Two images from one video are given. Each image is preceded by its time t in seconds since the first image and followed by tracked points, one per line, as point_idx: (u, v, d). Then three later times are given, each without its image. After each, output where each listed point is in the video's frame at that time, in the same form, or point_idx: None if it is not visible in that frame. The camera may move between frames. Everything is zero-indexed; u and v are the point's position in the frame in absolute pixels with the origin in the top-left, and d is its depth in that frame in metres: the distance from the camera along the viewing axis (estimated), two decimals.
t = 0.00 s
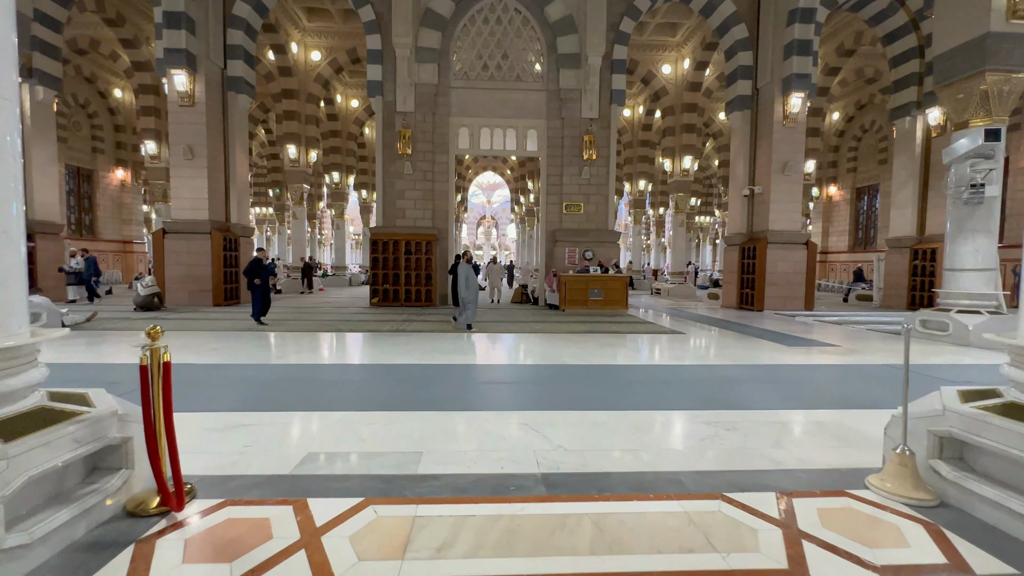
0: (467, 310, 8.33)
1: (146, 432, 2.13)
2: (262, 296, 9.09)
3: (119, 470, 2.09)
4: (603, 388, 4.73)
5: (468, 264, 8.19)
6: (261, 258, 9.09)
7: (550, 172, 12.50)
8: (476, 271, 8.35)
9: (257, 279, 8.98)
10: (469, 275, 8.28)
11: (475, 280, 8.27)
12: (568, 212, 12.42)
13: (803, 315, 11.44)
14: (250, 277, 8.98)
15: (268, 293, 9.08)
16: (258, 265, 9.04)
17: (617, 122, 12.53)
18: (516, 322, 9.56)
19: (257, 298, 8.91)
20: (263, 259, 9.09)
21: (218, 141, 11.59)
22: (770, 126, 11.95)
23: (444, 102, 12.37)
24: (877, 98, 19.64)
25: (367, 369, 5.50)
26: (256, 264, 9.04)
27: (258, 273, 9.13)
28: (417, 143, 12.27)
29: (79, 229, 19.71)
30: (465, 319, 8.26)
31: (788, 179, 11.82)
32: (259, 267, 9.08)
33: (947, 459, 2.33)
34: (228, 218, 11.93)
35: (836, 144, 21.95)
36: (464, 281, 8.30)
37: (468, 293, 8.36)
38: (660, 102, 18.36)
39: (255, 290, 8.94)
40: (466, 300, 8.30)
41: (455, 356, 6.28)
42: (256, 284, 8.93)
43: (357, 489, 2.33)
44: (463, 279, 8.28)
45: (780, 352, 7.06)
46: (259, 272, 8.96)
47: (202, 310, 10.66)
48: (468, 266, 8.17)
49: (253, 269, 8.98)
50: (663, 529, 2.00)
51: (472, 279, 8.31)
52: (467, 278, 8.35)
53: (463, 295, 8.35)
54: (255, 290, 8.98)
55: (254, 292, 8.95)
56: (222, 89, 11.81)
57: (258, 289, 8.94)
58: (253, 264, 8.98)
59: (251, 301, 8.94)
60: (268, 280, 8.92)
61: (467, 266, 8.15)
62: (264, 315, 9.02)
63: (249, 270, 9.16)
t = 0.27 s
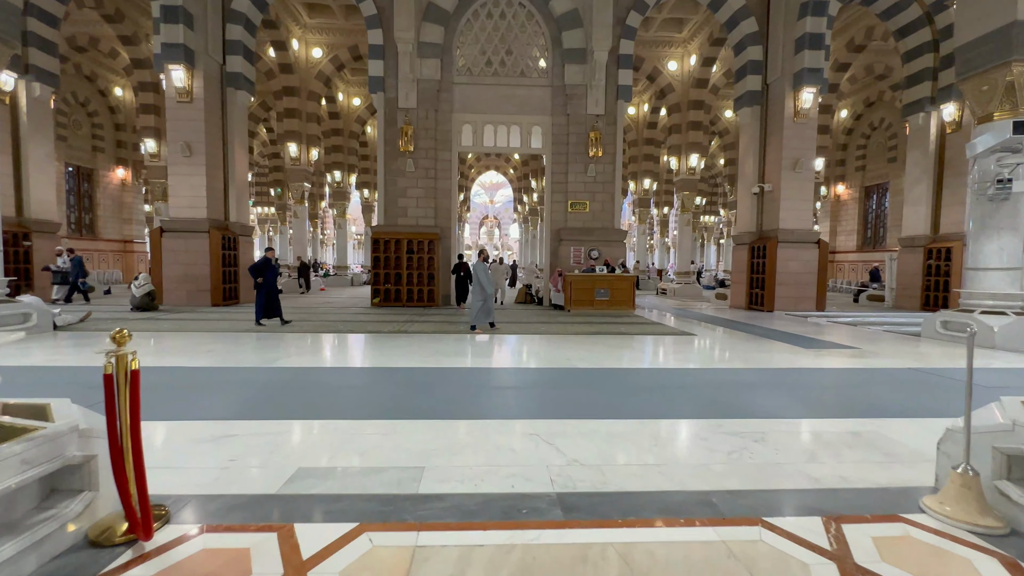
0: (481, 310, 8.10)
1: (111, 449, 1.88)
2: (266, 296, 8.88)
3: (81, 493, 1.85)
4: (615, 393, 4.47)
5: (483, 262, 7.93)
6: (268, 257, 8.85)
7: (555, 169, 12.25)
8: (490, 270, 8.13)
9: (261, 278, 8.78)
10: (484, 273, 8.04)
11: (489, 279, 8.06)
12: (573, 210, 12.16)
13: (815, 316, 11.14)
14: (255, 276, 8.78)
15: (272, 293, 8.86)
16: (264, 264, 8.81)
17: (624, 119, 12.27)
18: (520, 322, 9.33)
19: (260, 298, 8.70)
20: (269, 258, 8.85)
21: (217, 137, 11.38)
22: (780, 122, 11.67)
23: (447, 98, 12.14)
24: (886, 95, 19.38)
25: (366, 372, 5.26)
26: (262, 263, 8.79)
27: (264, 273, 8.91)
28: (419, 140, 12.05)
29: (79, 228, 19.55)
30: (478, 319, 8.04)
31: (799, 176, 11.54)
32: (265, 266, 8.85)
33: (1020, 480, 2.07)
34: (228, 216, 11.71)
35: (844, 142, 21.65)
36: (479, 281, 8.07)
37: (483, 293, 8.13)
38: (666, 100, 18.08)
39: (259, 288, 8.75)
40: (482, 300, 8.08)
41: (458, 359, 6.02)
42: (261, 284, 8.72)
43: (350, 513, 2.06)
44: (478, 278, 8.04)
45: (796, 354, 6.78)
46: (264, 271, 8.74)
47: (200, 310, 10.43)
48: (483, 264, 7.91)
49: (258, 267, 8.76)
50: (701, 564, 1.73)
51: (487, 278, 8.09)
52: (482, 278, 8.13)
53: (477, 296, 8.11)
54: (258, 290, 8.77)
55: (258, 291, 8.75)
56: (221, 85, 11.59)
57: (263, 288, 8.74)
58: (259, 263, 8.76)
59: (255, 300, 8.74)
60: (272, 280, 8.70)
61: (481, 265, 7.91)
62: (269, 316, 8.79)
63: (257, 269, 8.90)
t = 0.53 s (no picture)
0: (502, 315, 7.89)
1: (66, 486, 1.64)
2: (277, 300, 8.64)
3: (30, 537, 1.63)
4: (630, 404, 4.19)
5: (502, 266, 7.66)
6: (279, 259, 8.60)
7: (562, 169, 11.99)
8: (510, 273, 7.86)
9: (272, 281, 8.54)
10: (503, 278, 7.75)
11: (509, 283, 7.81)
12: (579, 211, 11.90)
13: (830, 320, 10.82)
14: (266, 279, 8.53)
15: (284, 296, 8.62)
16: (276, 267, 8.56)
17: (632, 117, 11.99)
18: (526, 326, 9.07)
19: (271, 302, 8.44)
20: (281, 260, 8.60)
21: (218, 137, 11.19)
22: (793, 120, 11.36)
23: (451, 97, 11.90)
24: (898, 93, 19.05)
25: (366, 381, 4.99)
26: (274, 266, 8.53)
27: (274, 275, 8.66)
28: (423, 139, 11.82)
29: (82, 229, 19.45)
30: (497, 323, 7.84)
31: (814, 176, 11.22)
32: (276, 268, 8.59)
33: None
34: (228, 217, 11.52)
35: (854, 141, 21.31)
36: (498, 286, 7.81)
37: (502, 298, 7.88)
38: (674, 98, 17.78)
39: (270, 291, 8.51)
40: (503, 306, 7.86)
41: (463, 366, 5.75)
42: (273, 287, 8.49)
43: (344, 554, 1.81)
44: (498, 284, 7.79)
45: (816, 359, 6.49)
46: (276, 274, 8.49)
47: (199, 313, 10.23)
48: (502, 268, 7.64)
49: (269, 269, 8.50)
50: None
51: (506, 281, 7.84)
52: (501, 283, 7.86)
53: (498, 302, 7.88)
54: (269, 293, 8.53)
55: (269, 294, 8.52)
56: (222, 84, 11.40)
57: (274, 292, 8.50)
58: (270, 265, 8.49)
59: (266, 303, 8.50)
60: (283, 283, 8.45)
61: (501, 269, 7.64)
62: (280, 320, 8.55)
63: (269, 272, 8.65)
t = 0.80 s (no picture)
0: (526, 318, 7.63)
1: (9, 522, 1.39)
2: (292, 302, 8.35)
3: None
4: (651, 411, 3.89)
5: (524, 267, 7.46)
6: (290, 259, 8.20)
7: (571, 167, 11.71)
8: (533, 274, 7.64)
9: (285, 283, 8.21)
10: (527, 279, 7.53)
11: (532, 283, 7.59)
12: (589, 209, 11.62)
13: (849, 321, 10.46)
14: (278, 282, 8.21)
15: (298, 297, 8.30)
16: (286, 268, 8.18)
17: (643, 113, 11.69)
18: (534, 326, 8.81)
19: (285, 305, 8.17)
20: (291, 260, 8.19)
21: (221, 135, 11.02)
22: (810, 114, 11.01)
23: (458, 93, 11.66)
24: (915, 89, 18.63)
25: (368, 386, 4.71)
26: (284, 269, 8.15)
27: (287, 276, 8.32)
28: (429, 136, 11.58)
29: (88, 229, 19.40)
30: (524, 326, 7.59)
31: (831, 173, 10.87)
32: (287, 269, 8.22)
33: None
34: (231, 216, 11.34)
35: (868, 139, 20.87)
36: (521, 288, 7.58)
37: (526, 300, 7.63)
38: (684, 95, 17.45)
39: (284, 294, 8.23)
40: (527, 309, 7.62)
41: (473, 370, 5.47)
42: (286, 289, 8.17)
43: None
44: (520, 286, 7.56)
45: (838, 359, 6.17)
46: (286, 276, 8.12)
47: (202, 314, 10.04)
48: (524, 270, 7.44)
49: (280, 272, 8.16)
50: None
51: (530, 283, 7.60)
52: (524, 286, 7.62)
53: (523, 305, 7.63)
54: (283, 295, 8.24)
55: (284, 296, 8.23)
56: (225, 81, 11.22)
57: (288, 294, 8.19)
58: (280, 267, 8.14)
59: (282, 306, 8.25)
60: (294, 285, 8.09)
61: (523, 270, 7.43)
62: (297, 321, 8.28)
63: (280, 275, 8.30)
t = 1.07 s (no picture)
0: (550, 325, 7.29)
1: None
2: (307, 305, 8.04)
3: None
4: (676, 423, 3.62)
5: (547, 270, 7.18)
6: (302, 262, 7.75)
7: (579, 166, 11.46)
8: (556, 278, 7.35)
9: (299, 287, 7.84)
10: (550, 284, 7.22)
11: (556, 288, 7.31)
12: (598, 209, 11.35)
13: (869, 325, 10.11)
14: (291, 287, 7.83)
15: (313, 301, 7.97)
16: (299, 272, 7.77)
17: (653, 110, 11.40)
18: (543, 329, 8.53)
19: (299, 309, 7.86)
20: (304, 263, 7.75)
21: (224, 135, 10.85)
22: (827, 111, 10.68)
23: (464, 91, 11.43)
24: (930, 86, 18.24)
25: (372, 394, 4.46)
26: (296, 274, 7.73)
27: (300, 279, 7.93)
28: (435, 135, 11.35)
29: (93, 231, 19.34)
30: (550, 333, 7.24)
31: (848, 171, 10.55)
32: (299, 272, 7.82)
33: None
34: (234, 217, 11.16)
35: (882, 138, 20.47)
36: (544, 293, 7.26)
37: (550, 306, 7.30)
38: (694, 93, 17.14)
39: (299, 298, 7.88)
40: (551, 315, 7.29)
41: (481, 376, 5.21)
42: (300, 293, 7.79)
43: None
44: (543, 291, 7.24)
45: (864, 365, 5.86)
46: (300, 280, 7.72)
47: (204, 316, 9.85)
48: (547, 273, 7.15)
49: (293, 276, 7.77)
50: None
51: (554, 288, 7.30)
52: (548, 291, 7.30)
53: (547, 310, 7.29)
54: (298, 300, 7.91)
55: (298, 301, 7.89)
56: (228, 79, 11.05)
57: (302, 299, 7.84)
58: (292, 271, 7.74)
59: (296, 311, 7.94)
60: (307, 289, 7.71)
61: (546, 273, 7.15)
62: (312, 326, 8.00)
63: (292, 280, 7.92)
